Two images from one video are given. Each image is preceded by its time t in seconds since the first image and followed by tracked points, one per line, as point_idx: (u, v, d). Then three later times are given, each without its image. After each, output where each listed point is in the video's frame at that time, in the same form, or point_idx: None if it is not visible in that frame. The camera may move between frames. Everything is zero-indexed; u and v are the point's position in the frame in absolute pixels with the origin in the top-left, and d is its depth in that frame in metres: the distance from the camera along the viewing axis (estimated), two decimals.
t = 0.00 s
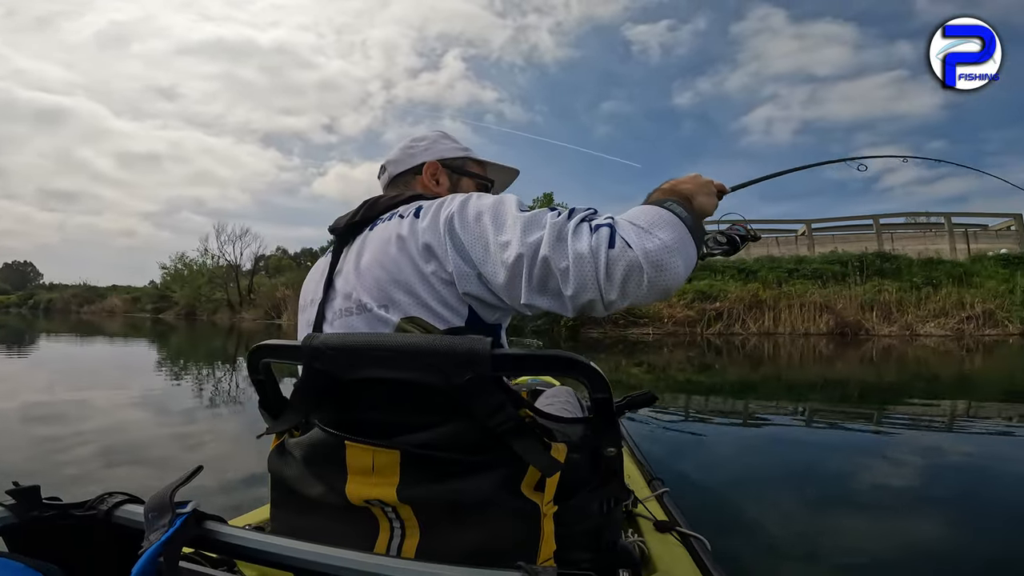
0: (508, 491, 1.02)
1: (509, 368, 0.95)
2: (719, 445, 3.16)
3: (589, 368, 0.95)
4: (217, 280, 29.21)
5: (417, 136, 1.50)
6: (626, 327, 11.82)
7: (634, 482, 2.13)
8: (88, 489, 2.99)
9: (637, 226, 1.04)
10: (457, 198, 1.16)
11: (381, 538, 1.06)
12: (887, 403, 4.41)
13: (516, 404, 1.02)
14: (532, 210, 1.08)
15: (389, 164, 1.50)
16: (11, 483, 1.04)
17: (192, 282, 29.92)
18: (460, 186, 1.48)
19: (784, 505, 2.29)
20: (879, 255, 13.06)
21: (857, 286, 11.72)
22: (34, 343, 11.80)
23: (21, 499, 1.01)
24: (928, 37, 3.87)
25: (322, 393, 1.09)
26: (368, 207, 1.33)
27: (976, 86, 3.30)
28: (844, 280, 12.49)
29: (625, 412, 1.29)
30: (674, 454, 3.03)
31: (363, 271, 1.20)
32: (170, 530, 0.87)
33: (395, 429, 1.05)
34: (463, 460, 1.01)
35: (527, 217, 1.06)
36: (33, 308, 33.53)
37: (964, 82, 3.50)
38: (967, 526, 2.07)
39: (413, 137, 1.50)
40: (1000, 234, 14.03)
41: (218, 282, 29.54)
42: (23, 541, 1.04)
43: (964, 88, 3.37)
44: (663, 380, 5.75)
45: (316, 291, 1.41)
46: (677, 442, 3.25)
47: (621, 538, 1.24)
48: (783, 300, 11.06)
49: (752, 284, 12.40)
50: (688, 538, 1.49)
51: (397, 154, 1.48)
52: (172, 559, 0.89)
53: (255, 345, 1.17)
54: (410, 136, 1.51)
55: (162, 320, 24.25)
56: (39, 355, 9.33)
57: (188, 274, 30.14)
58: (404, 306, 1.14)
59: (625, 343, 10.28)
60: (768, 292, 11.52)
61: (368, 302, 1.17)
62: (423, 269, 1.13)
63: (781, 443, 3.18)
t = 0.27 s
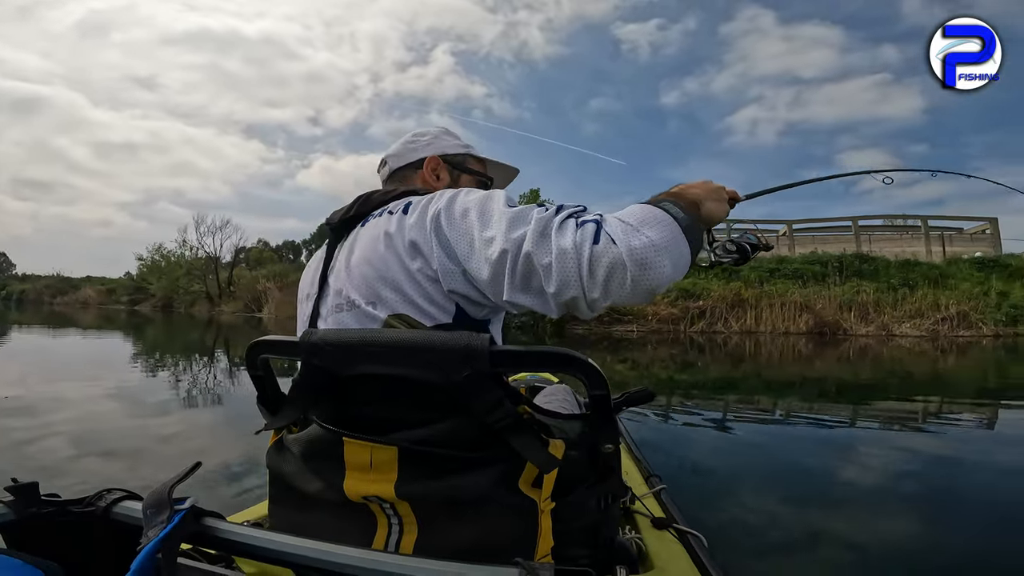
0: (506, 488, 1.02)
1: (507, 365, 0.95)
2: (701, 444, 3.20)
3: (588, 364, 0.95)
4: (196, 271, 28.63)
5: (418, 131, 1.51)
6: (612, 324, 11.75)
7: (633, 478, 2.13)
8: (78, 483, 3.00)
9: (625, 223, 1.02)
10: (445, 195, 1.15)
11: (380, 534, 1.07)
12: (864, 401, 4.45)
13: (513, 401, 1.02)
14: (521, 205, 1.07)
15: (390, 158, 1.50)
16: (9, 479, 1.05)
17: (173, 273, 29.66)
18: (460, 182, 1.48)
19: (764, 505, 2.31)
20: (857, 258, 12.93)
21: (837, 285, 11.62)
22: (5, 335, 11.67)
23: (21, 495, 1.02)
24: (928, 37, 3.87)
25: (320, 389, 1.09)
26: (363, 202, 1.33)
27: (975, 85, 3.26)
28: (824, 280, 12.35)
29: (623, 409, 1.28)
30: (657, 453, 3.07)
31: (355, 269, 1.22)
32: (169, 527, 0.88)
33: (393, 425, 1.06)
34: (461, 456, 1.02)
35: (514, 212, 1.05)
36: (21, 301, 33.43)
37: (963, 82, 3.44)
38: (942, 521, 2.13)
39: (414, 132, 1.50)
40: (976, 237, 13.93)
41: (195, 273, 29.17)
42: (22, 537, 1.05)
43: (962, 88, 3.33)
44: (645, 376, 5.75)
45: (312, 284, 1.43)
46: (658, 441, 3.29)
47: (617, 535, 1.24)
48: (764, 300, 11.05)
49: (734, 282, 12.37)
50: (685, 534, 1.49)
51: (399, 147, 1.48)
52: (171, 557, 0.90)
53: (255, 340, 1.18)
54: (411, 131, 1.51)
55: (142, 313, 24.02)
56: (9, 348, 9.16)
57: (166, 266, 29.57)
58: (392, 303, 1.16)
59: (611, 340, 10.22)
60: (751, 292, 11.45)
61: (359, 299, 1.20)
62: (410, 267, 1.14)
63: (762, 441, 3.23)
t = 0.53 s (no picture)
0: (507, 483, 1.03)
1: (504, 359, 0.95)
2: (679, 441, 3.27)
3: (583, 357, 0.95)
4: (170, 263, 28.10)
5: (448, 128, 1.47)
6: (595, 321, 11.78)
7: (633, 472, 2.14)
8: (61, 483, 2.96)
9: (597, 226, 1.01)
10: (446, 190, 1.16)
11: (382, 532, 1.07)
12: (839, 400, 4.51)
13: (513, 396, 1.03)
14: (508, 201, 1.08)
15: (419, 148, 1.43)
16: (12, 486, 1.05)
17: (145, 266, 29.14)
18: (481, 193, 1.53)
19: (733, 504, 2.37)
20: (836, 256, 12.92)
21: (817, 285, 11.67)
22: None
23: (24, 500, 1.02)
24: (928, 37, 3.91)
25: (317, 387, 1.09)
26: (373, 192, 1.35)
27: (975, 85, 3.27)
28: (803, 279, 12.29)
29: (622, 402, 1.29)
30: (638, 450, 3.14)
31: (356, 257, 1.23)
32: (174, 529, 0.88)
33: (391, 422, 1.06)
34: (461, 452, 1.02)
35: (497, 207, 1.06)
36: None
37: (963, 81, 3.45)
38: (908, 519, 2.19)
39: (446, 128, 1.46)
40: (951, 239, 13.88)
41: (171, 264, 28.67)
42: (26, 543, 1.05)
43: (963, 87, 3.33)
44: (627, 373, 5.79)
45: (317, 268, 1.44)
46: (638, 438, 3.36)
47: (620, 528, 1.25)
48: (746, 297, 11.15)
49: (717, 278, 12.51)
50: (686, 527, 1.50)
51: (432, 142, 1.43)
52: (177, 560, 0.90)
53: (251, 341, 1.18)
54: (442, 126, 1.46)
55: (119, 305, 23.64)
56: None
57: (140, 257, 29.09)
58: (388, 289, 1.16)
59: (593, 336, 10.24)
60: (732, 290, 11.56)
61: (358, 283, 1.20)
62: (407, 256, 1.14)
63: (739, 438, 3.31)
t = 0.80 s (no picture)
0: (517, 483, 1.01)
1: (515, 356, 0.93)
2: (664, 438, 3.28)
3: (597, 353, 0.94)
4: (147, 249, 28.08)
5: (462, 127, 1.45)
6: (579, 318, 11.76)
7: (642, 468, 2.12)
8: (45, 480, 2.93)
9: (637, 211, 0.98)
10: (481, 185, 1.14)
11: (391, 534, 1.05)
12: (812, 397, 4.54)
13: (523, 394, 1.01)
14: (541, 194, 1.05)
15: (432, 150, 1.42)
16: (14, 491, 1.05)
17: (122, 253, 28.89)
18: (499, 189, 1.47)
19: (723, 501, 2.38)
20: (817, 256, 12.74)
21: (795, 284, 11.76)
22: None
23: (25, 502, 1.02)
24: (928, 37, 3.85)
25: (323, 386, 1.06)
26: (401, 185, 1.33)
27: (975, 84, 3.22)
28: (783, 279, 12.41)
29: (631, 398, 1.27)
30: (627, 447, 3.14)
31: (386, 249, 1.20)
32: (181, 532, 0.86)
33: (400, 421, 1.04)
34: (472, 452, 0.99)
35: (532, 200, 1.03)
36: None
37: (962, 82, 3.40)
38: (891, 518, 2.23)
39: (459, 127, 1.44)
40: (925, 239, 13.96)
41: (146, 254, 28.44)
42: (29, 549, 1.03)
43: (963, 87, 3.28)
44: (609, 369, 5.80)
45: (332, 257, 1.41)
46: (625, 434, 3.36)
47: (631, 526, 1.23)
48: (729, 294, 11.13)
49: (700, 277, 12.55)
50: (696, 524, 1.48)
51: (445, 142, 1.41)
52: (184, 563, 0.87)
53: (252, 341, 1.15)
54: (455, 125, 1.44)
55: (96, 295, 23.34)
56: None
57: (118, 247, 28.89)
58: (420, 284, 1.14)
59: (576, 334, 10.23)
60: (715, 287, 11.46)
61: (388, 277, 1.17)
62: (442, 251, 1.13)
63: (725, 436, 3.33)
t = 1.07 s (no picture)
0: (503, 481, 1.03)
1: (505, 358, 0.95)
2: (646, 442, 3.34)
3: (586, 359, 0.96)
4: (121, 254, 27.74)
5: (431, 131, 1.51)
6: (564, 318, 11.84)
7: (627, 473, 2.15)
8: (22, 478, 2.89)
9: (613, 202, 1.01)
10: (457, 184, 1.16)
11: (374, 525, 1.07)
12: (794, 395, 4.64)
13: (512, 395, 1.03)
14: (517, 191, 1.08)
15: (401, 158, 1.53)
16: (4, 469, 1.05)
17: (95, 257, 28.37)
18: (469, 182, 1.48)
19: (695, 503, 2.43)
20: (794, 259, 13.18)
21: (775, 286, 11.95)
22: None
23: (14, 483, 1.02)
24: (929, 36, 3.93)
25: (315, 379, 1.08)
26: (379, 186, 1.35)
27: (977, 83, 3.31)
28: (764, 279, 12.66)
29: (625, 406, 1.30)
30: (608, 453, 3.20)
31: (364, 251, 1.22)
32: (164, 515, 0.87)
33: (388, 417, 1.05)
34: (461, 449, 1.02)
35: (509, 199, 1.06)
36: None
37: (965, 80, 3.50)
38: (857, 520, 2.25)
39: (428, 131, 1.51)
40: (900, 243, 14.36)
41: (123, 256, 28.02)
42: (14, 528, 1.03)
43: (966, 85, 3.37)
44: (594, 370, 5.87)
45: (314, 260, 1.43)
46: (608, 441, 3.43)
47: (610, 530, 1.26)
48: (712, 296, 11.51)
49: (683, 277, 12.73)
50: (677, 531, 1.52)
51: (411, 148, 1.50)
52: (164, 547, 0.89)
53: (251, 328, 1.16)
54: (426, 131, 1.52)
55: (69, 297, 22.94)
56: None
57: (93, 252, 28.40)
58: (398, 285, 1.15)
59: (561, 334, 10.30)
60: (698, 290, 11.80)
61: (366, 279, 1.19)
62: (417, 251, 1.14)
63: (704, 437, 3.41)
